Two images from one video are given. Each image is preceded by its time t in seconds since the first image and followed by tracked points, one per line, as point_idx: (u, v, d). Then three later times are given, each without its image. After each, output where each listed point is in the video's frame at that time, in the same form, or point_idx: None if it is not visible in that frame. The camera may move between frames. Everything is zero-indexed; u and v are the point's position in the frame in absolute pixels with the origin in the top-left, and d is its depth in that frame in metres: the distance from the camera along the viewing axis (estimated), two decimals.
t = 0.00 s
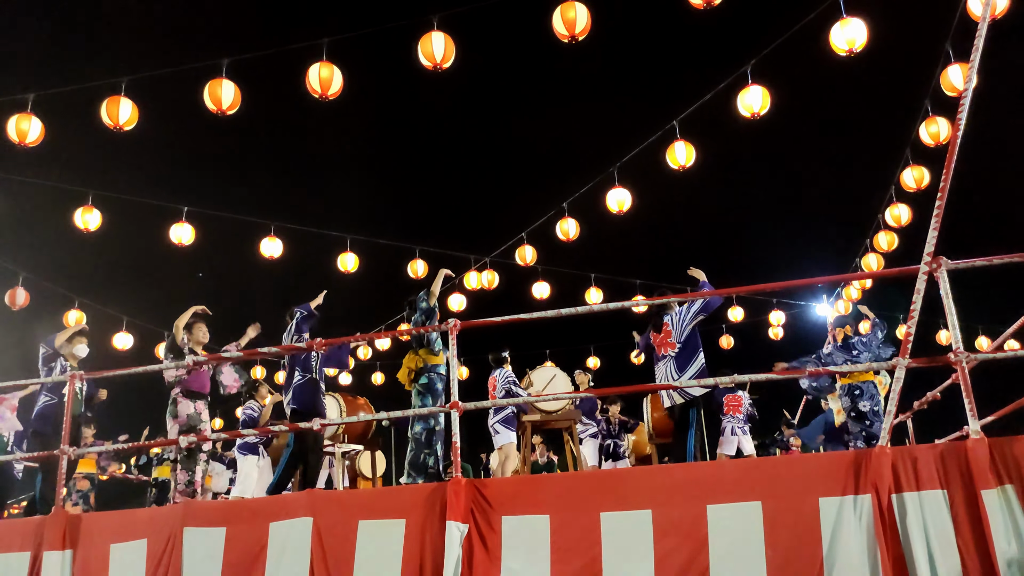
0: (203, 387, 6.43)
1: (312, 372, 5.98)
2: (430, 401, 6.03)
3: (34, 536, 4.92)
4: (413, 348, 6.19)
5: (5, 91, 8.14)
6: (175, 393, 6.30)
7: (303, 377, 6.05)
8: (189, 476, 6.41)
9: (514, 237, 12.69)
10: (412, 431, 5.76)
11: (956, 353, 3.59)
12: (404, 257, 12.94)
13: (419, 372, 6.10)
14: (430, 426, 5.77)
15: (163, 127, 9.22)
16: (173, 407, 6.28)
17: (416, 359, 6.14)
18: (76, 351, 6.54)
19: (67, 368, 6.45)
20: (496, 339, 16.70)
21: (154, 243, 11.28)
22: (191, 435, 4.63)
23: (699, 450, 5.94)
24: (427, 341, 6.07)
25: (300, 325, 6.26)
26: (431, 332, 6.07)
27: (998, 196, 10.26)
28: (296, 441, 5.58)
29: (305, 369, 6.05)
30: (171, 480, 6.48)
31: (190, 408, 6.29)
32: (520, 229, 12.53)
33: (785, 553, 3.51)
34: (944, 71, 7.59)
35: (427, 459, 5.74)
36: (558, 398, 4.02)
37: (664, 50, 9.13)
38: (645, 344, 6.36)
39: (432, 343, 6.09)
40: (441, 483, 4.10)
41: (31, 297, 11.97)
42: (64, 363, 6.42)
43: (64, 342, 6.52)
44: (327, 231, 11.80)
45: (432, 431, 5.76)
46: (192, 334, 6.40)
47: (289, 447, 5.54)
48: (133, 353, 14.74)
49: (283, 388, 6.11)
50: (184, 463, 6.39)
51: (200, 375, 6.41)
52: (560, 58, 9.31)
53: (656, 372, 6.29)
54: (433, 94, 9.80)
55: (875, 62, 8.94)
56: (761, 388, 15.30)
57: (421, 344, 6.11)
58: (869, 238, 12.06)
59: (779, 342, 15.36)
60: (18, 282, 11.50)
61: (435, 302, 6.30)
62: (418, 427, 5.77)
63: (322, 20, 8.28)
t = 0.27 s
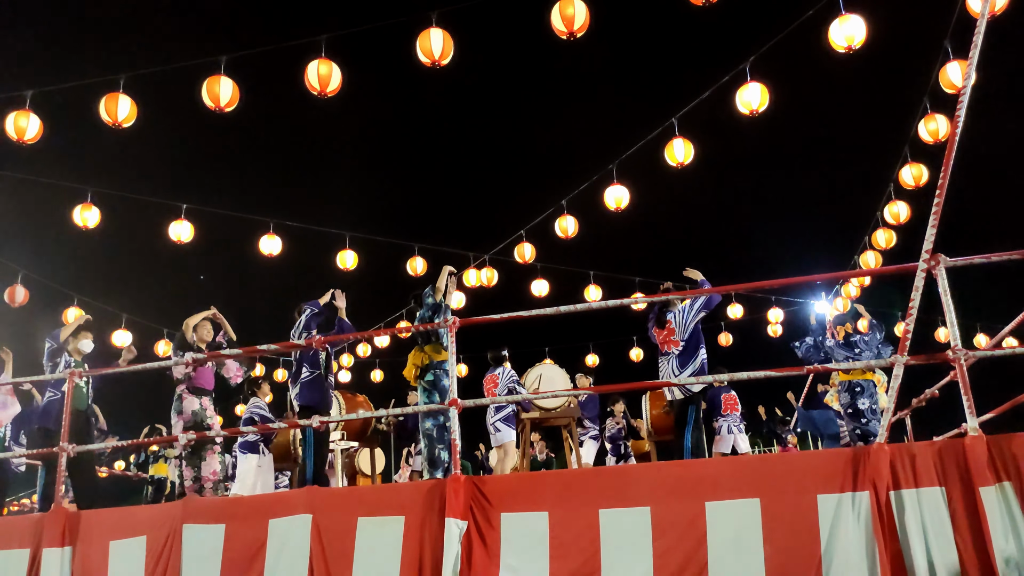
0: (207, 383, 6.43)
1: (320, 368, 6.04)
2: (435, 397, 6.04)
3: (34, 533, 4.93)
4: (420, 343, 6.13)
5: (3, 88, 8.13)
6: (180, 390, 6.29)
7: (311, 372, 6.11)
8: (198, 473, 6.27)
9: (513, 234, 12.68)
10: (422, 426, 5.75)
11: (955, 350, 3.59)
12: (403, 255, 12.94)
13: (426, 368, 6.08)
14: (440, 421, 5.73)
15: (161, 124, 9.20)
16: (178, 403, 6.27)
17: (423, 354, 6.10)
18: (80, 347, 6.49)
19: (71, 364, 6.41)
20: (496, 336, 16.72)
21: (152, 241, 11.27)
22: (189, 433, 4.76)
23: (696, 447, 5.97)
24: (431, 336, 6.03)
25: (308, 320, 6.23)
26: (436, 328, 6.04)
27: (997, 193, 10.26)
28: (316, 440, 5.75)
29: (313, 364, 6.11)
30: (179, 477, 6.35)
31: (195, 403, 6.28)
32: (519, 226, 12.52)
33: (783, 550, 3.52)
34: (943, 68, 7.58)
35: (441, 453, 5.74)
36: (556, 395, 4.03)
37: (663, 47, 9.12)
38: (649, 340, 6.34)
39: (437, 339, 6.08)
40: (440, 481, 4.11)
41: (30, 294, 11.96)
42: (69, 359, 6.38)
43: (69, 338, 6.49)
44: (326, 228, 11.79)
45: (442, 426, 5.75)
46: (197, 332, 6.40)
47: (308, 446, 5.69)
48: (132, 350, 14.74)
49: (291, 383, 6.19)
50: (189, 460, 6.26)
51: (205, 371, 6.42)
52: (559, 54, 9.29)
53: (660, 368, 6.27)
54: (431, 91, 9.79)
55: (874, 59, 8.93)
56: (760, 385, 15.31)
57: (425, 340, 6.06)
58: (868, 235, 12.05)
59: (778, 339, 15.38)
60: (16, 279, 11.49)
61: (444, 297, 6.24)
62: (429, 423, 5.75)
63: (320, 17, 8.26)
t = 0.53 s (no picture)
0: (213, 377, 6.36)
1: (327, 362, 6.06)
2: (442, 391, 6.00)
3: (33, 528, 4.93)
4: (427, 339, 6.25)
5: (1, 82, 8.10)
6: (186, 385, 6.24)
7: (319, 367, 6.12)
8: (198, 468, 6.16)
9: (512, 230, 12.67)
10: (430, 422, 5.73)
11: (954, 346, 3.59)
12: (403, 250, 12.93)
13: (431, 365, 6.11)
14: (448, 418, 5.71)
15: (160, 119, 9.18)
16: (184, 398, 6.22)
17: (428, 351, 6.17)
18: (91, 343, 6.53)
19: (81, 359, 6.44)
20: (495, 332, 16.73)
21: (152, 236, 11.25)
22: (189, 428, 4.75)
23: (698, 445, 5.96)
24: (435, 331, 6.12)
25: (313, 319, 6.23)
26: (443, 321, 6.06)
27: (997, 189, 10.25)
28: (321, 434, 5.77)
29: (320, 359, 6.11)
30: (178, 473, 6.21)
31: (201, 399, 6.22)
32: (519, 222, 12.51)
33: (782, 545, 3.52)
34: (943, 64, 7.56)
35: (448, 451, 5.72)
36: (556, 391, 4.04)
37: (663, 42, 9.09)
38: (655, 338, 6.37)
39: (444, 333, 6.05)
40: (439, 476, 4.12)
41: (29, 289, 11.95)
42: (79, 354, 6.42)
43: (80, 333, 6.52)
44: (325, 224, 11.77)
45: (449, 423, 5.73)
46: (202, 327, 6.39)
47: (315, 439, 5.74)
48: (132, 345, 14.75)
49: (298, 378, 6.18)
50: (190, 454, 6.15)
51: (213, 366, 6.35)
52: (559, 49, 9.26)
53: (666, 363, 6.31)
54: (431, 86, 9.76)
55: (875, 54, 8.91)
56: (758, 380, 15.32)
57: (430, 334, 6.17)
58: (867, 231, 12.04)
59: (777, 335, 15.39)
60: (16, 274, 11.49)
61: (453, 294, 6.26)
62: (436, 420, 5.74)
63: (319, 11, 8.23)
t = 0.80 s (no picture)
0: (220, 376, 6.41)
1: (331, 360, 6.07)
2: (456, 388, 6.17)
3: (33, 525, 4.94)
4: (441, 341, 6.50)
5: None
6: (194, 385, 6.29)
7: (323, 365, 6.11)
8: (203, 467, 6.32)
9: (511, 228, 12.68)
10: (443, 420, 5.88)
11: (952, 343, 3.60)
12: (402, 248, 12.93)
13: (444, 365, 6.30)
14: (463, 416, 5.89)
15: (158, 116, 9.17)
16: (191, 398, 6.28)
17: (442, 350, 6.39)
18: (99, 340, 6.52)
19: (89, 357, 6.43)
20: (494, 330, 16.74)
21: (150, 234, 11.25)
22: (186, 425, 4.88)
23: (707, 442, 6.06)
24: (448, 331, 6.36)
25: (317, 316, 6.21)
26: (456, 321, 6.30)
27: (996, 187, 10.25)
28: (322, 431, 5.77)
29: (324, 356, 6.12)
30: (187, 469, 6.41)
31: (208, 398, 6.28)
32: (517, 219, 12.52)
33: (781, 542, 3.53)
34: (942, 62, 7.56)
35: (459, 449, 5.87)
36: (554, 388, 4.05)
37: (661, 40, 9.08)
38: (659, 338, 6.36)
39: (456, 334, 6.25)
40: (438, 473, 4.13)
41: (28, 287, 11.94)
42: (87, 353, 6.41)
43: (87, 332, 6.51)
44: (324, 222, 11.75)
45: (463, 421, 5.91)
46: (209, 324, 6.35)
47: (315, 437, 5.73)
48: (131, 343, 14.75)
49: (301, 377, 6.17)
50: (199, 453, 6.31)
51: (220, 364, 6.41)
52: (557, 47, 9.26)
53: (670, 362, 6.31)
54: (429, 84, 9.76)
55: (874, 52, 8.91)
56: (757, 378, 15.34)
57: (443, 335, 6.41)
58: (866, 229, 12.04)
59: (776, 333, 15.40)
60: (15, 272, 11.48)
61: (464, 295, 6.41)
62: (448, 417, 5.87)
63: (318, 9, 8.22)
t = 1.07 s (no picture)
0: (228, 370, 6.39)
1: (333, 356, 6.06)
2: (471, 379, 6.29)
3: (32, 522, 4.95)
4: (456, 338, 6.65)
5: None
6: (201, 377, 6.29)
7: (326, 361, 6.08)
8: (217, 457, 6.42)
9: (510, 224, 12.66)
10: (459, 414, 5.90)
11: (951, 340, 3.60)
12: (401, 245, 12.92)
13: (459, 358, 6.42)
14: (474, 409, 5.89)
15: (157, 113, 9.15)
16: (197, 389, 6.28)
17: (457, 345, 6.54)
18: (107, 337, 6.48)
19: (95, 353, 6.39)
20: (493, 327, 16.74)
21: (149, 230, 11.23)
22: (186, 422, 4.87)
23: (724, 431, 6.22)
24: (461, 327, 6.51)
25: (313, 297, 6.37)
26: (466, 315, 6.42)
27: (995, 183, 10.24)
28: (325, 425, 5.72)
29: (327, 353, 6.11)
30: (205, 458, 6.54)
31: (213, 391, 6.25)
32: (516, 216, 12.50)
33: (779, 537, 3.53)
34: (942, 58, 7.54)
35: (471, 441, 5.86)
36: (553, 384, 4.06)
37: (661, 36, 9.06)
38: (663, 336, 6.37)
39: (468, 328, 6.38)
40: (437, 469, 4.13)
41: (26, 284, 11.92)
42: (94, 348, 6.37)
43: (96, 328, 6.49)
44: (323, 218, 11.73)
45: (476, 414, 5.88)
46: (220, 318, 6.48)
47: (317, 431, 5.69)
48: (130, 340, 14.73)
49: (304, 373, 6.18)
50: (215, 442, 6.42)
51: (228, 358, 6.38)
52: (557, 43, 9.24)
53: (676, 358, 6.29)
54: (428, 80, 9.73)
55: (873, 48, 8.89)
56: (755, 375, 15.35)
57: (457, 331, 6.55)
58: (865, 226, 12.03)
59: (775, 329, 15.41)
60: (13, 269, 11.46)
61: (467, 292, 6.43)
62: (466, 410, 5.90)
63: (316, 5, 8.20)
